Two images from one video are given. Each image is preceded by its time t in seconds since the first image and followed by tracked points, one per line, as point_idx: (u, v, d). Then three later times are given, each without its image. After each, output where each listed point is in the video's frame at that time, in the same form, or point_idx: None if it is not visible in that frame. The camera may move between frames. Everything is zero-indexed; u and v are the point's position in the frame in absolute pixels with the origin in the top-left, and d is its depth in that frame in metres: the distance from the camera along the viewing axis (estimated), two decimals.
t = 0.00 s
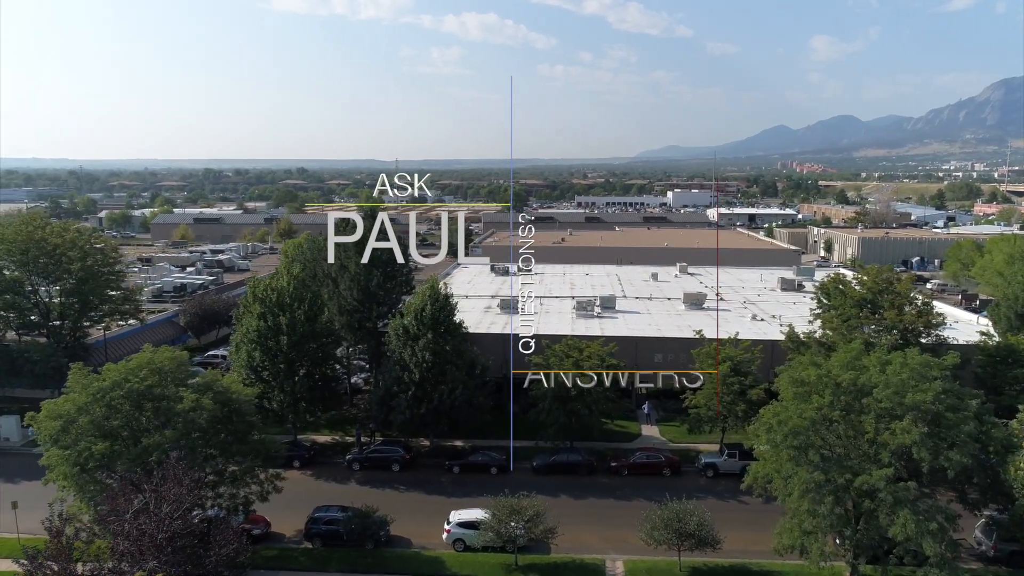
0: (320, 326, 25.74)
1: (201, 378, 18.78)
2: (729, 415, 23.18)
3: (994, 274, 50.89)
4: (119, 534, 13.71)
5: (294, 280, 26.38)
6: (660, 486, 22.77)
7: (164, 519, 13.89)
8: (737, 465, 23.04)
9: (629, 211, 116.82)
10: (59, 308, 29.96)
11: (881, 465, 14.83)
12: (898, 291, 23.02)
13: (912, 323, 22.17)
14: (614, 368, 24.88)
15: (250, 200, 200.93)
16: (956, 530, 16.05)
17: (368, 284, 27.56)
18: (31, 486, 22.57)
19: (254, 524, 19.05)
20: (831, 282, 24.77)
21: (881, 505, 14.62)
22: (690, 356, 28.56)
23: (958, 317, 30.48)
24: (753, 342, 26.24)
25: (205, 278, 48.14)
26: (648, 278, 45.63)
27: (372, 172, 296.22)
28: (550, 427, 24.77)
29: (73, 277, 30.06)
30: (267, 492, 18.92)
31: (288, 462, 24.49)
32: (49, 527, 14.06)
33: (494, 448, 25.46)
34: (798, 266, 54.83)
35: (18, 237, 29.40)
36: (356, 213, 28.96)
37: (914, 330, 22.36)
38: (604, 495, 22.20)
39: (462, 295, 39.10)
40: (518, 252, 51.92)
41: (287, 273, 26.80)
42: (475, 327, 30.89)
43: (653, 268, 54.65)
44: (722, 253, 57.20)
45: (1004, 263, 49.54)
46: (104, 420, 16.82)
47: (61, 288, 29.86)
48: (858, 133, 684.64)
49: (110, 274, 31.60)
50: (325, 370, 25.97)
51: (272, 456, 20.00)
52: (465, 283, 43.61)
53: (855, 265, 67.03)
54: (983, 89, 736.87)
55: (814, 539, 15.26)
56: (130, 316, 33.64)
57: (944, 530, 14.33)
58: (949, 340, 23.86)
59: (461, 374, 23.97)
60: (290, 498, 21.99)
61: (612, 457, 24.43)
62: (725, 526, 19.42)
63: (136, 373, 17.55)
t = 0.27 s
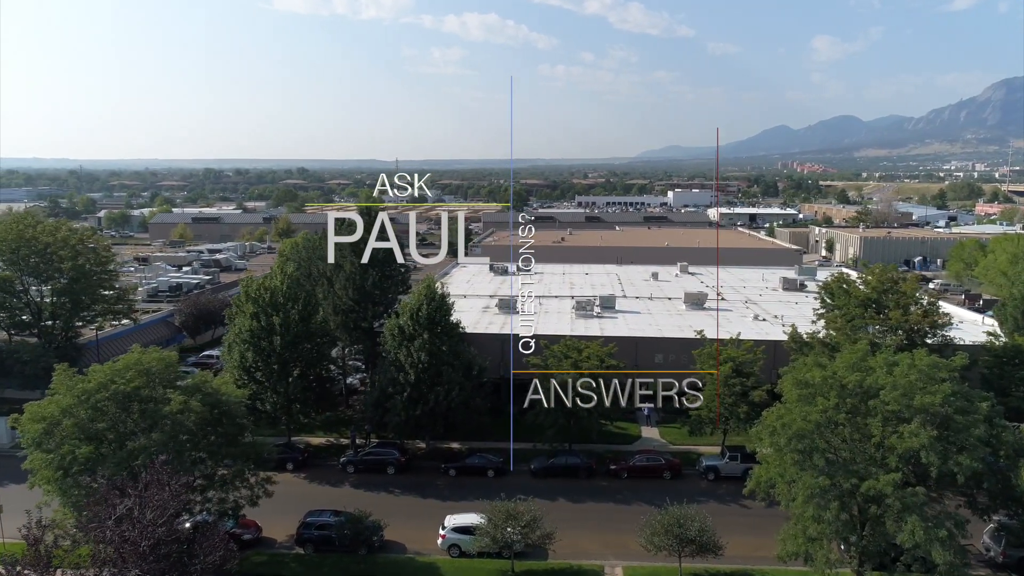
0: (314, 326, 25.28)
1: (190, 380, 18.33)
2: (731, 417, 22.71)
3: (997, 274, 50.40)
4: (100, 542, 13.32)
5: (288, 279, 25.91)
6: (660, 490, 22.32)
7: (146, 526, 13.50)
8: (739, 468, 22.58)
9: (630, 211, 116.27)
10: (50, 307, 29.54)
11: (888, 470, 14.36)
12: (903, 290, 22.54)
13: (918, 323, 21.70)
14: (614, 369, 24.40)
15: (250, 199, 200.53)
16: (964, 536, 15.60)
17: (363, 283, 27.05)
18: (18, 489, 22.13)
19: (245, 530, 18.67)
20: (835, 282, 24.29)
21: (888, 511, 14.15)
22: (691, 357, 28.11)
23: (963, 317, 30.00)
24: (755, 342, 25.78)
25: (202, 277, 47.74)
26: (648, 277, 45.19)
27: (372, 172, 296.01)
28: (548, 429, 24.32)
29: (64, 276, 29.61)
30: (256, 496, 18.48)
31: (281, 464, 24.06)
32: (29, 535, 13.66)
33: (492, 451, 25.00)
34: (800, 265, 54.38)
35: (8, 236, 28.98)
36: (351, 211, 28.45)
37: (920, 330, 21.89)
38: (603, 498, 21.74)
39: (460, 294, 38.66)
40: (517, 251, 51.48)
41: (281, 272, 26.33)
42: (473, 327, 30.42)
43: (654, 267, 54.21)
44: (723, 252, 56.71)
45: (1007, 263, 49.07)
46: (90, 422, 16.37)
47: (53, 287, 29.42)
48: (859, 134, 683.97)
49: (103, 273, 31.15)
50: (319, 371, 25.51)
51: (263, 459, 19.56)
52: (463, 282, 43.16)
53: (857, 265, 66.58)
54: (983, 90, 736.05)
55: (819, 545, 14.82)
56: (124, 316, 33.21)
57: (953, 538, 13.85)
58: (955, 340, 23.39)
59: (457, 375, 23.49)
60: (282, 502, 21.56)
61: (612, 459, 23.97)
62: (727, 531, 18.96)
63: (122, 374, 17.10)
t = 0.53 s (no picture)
0: (302, 327, 24.77)
1: (171, 382, 17.81)
2: (727, 419, 22.28)
3: (992, 274, 50.22)
4: (72, 552, 12.81)
5: (275, 278, 25.39)
6: (654, 493, 21.89)
7: (121, 535, 12.99)
8: (734, 470, 22.18)
9: (624, 211, 116.26)
10: (33, 308, 28.95)
11: (889, 474, 13.94)
12: (901, 290, 22.17)
13: (916, 322, 21.32)
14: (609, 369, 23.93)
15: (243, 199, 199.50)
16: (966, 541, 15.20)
17: (352, 283, 26.54)
18: None
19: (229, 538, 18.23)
20: (832, 281, 23.90)
21: (889, 516, 13.73)
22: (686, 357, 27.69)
23: (961, 317, 29.65)
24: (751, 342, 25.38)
25: (191, 277, 47.13)
26: (643, 277, 44.79)
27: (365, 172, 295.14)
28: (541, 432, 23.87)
29: (47, 276, 29.01)
30: (240, 502, 17.96)
31: (268, 468, 23.55)
32: None
33: (483, 453, 24.54)
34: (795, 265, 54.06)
35: None
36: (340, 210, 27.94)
37: (918, 329, 21.50)
38: (596, 502, 21.31)
39: (452, 294, 38.19)
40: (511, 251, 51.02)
41: (268, 272, 25.81)
42: (465, 327, 29.93)
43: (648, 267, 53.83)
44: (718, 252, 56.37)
45: (1003, 262, 48.81)
46: (66, 426, 15.84)
47: (35, 287, 28.82)
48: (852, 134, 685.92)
49: (87, 273, 30.56)
50: (307, 373, 25.00)
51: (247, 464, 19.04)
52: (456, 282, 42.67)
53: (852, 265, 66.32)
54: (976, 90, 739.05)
55: (818, 551, 14.39)
56: (109, 317, 32.63)
57: (956, 544, 13.44)
58: (954, 340, 23.03)
59: (448, 377, 23.00)
60: (268, 507, 21.06)
61: (605, 462, 23.53)
62: (723, 536, 18.54)
63: (100, 376, 16.57)
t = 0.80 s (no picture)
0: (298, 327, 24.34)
1: (162, 384, 17.38)
2: (731, 421, 21.83)
3: (999, 274, 49.67)
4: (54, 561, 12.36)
5: (271, 277, 24.97)
6: (657, 497, 21.44)
7: (105, 544, 12.55)
8: (739, 474, 21.74)
9: (626, 211, 115.90)
10: (26, 307, 28.54)
11: (901, 480, 13.46)
12: (910, 289, 21.68)
13: (925, 322, 20.84)
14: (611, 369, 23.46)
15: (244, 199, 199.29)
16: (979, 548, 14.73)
17: (350, 282, 26.10)
18: None
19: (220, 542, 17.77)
20: (838, 281, 23.41)
21: (901, 524, 13.25)
22: (689, 358, 27.23)
23: (968, 317, 29.15)
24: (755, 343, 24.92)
25: (189, 277, 46.72)
26: (645, 276, 44.34)
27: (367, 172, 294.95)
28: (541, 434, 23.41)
29: (41, 275, 28.59)
30: (231, 506, 17.51)
31: (263, 471, 23.14)
32: None
33: (482, 456, 24.08)
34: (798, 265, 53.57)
35: None
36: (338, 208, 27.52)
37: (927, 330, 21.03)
38: (598, 506, 20.86)
39: (452, 294, 37.75)
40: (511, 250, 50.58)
41: (264, 271, 25.39)
42: (464, 328, 29.49)
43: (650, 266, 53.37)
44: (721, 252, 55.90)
45: (1009, 261, 48.30)
46: (52, 429, 15.40)
47: (28, 286, 28.40)
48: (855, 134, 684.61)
49: (82, 272, 30.13)
50: (303, 374, 24.56)
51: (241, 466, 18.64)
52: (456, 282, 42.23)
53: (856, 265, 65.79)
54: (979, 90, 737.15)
55: (827, 560, 13.90)
56: (104, 317, 32.22)
57: (970, 552, 12.96)
58: (964, 341, 22.56)
59: (446, 378, 22.55)
60: (263, 512, 20.62)
61: (607, 465, 23.08)
62: (727, 542, 18.08)
63: (88, 378, 16.14)
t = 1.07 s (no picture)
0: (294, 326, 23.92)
1: (153, 385, 16.97)
2: (736, 423, 21.37)
3: (1005, 274, 49.13)
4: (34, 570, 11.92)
5: (267, 276, 24.56)
6: (660, 501, 20.99)
7: (87, 552, 12.11)
8: (743, 477, 21.28)
9: (628, 211, 115.48)
10: (19, 307, 28.11)
11: (913, 486, 12.98)
12: (919, 289, 21.19)
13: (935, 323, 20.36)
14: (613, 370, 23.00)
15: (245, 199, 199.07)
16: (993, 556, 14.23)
17: (347, 281, 25.67)
18: None
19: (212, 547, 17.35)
20: (845, 280, 22.90)
21: (914, 532, 12.75)
22: (693, 359, 26.75)
23: (977, 317, 28.64)
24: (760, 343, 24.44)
25: (187, 276, 46.32)
26: (647, 276, 43.86)
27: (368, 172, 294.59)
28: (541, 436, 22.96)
29: (34, 274, 28.16)
30: (224, 511, 17.07)
31: (258, 473, 22.72)
32: None
33: (482, 458, 23.64)
34: (803, 264, 53.06)
35: None
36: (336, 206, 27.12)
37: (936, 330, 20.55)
38: (599, 510, 20.42)
39: (452, 293, 37.32)
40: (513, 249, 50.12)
41: (260, 269, 24.97)
42: (464, 328, 29.03)
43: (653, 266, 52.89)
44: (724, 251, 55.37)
45: (1016, 261, 47.74)
46: (38, 432, 14.97)
47: (21, 285, 27.97)
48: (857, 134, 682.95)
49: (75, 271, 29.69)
50: (299, 374, 24.13)
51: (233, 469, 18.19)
52: (456, 281, 41.79)
53: (860, 264, 65.23)
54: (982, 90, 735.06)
55: (836, 568, 13.41)
56: (99, 316, 31.81)
57: (986, 561, 12.46)
58: (973, 342, 22.07)
59: (445, 379, 22.10)
60: (257, 516, 20.19)
61: (608, 468, 22.63)
62: (732, 548, 17.61)
63: (75, 379, 15.72)
